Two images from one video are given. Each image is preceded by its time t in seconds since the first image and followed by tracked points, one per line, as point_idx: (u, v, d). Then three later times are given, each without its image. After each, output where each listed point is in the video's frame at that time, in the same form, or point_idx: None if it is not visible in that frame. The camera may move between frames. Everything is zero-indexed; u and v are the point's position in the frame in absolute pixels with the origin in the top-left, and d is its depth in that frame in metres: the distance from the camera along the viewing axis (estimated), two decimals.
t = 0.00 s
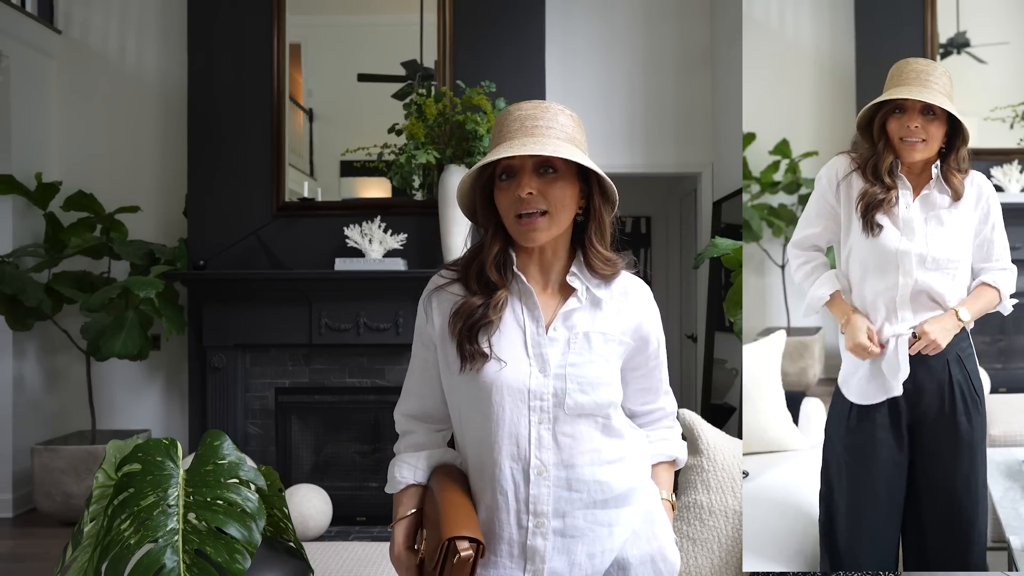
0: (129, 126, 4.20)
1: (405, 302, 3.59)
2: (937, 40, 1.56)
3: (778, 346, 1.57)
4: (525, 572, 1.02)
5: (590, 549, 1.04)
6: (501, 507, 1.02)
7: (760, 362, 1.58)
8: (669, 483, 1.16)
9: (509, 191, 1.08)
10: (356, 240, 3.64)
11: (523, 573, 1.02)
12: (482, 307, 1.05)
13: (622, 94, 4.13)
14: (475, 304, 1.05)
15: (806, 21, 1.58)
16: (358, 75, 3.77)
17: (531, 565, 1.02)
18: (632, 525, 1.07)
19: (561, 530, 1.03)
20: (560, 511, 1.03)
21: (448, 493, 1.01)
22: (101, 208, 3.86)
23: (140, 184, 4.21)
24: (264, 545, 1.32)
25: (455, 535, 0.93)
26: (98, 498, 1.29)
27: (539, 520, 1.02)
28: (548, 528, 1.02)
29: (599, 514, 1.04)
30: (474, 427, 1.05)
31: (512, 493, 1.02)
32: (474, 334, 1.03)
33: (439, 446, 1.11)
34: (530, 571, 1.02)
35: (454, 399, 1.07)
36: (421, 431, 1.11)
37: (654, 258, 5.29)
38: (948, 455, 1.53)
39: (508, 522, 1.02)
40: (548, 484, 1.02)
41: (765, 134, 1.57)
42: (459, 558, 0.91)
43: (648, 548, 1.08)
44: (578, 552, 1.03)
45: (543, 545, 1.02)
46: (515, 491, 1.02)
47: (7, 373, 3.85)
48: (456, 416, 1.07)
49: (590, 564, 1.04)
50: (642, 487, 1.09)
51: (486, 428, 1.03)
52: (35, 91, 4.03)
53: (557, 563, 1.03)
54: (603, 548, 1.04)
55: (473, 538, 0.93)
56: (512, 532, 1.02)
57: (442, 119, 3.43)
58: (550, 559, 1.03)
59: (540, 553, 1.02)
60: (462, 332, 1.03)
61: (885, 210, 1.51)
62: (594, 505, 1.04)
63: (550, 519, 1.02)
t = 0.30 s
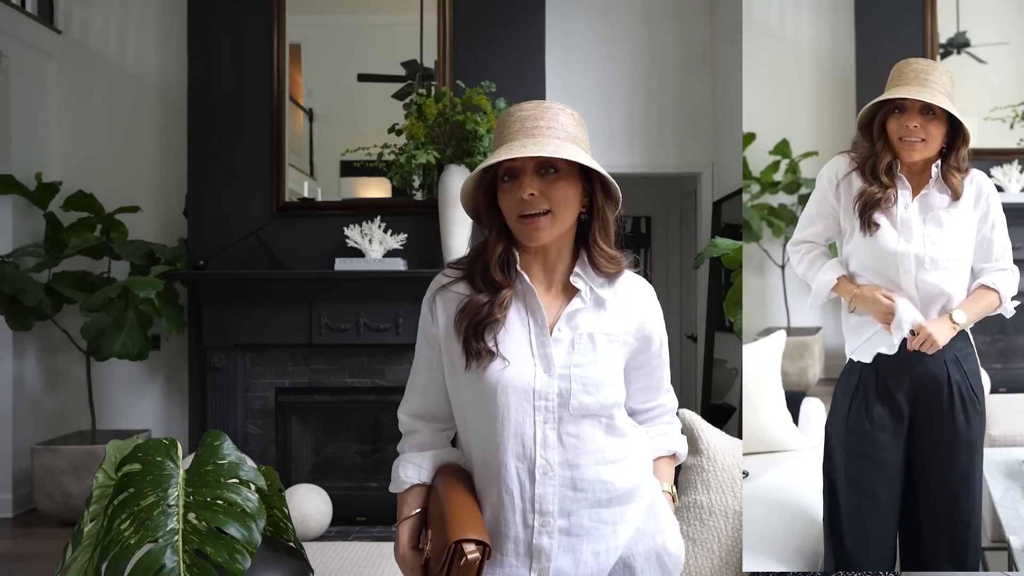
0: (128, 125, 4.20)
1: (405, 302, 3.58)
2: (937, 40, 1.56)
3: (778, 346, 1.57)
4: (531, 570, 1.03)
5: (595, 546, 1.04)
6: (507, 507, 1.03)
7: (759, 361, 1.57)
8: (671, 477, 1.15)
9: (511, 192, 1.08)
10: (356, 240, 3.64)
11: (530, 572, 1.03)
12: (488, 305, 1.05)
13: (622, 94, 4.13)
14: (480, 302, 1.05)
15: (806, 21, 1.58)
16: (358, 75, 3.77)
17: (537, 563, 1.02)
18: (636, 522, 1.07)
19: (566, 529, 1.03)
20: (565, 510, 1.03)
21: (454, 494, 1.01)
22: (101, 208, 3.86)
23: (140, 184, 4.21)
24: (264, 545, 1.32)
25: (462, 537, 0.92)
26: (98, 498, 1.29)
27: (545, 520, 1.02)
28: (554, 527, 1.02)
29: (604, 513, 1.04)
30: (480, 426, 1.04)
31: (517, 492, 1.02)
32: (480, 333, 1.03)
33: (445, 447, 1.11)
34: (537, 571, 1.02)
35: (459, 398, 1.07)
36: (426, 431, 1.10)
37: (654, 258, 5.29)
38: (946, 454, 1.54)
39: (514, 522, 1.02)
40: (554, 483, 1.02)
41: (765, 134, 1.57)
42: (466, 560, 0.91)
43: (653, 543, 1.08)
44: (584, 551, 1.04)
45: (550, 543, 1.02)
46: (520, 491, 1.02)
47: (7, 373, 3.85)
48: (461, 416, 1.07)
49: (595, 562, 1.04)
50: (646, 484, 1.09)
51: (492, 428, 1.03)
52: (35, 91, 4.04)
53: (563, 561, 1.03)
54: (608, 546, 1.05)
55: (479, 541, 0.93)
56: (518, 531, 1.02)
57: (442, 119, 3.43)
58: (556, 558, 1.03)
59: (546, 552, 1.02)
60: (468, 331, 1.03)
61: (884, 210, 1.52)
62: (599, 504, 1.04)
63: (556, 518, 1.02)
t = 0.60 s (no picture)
0: (129, 125, 4.20)
1: (405, 302, 3.58)
2: (937, 40, 1.56)
3: (778, 346, 1.57)
4: (534, 566, 1.02)
5: (598, 542, 1.04)
6: (511, 502, 1.02)
7: (760, 361, 1.57)
8: (672, 474, 1.15)
9: (513, 195, 1.08)
10: (356, 240, 3.64)
11: (533, 567, 1.02)
12: (497, 299, 1.04)
13: (622, 94, 4.13)
14: (490, 295, 1.05)
15: (807, 20, 1.58)
16: (358, 75, 3.77)
17: (540, 558, 1.02)
18: (638, 519, 1.07)
19: (570, 525, 1.03)
20: (568, 506, 1.03)
21: (459, 490, 1.01)
22: (101, 208, 3.86)
23: (140, 184, 4.21)
24: (264, 545, 1.32)
25: (465, 535, 0.92)
26: (98, 498, 1.29)
27: (549, 515, 1.02)
28: (557, 522, 1.02)
29: (607, 509, 1.04)
30: (485, 422, 1.04)
31: (521, 488, 1.02)
32: (485, 330, 1.02)
33: (451, 443, 1.11)
34: (539, 566, 1.02)
35: (465, 394, 1.07)
36: (433, 427, 1.10)
37: (654, 258, 5.29)
38: (945, 453, 1.54)
39: (518, 517, 1.02)
40: (558, 479, 1.02)
41: (765, 135, 1.57)
42: (469, 559, 0.91)
43: (655, 540, 1.08)
44: (587, 547, 1.04)
45: (553, 539, 1.02)
46: (524, 486, 1.02)
47: (7, 373, 3.85)
48: (466, 413, 1.07)
49: (598, 558, 1.04)
50: (649, 481, 1.09)
51: (497, 424, 1.03)
52: (36, 91, 4.04)
53: (566, 557, 1.03)
54: (611, 542, 1.05)
55: (483, 539, 0.93)
56: (522, 526, 1.02)
57: (442, 119, 3.43)
58: (559, 553, 1.03)
59: (549, 547, 1.02)
60: (477, 324, 1.03)
61: (889, 213, 1.52)
62: (602, 501, 1.04)
63: (559, 513, 1.02)
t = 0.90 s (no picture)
0: (129, 125, 4.20)
1: (405, 302, 3.58)
2: (937, 40, 1.56)
3: (778, 347, 1.57)
4: (536, 562, 1.02)
5: (598, 537, 1.04)
6: (512, 498, 1.02)
7: (760, 361, 1.58)
8: (673, 472, 1.15)
9: (514, 197, 1.08)
10: (356, 240, 3.64)
11: (534, 563, 1.02)
12: (500, 299, 1.04)
13: (622, 94, 4.13)
14: (492, 294, 1.05)
15: (807, 20, 1.57)
16: (358, 75, 3.77)
17: (541, 554, 1.02)
18: (638, 515, 1.07)
19: (570, 521, 1.03)
20: (569, 502, 1.03)
21: (462, 487, 1.01)
22: (101, 208, 3.86)
23: (140, 184, 4.21)
24: (264, 545, 1.32)
25: (466, 532, 0.92)
26: (98, 498, 1.29)
27: (549, 511, 1.02)
28: (558, 518, 1.02)
29: (607, 505, 1.04)
30: (486, 420, 1.04)
31: (522, 485, 1.02)
32: (487, 330, 1.02)
33: (455, 439, 1.11)
34: (540, 561, 1.02)
35: (467, 392, 1.07)
36: (436, 424, 1.11)
37: (655, 258, 5.29)
38: (946, 453, 1.54)
39: (520, 513, 1.02)
40: (557, 476, 1.02)
41: (766, 135, 1.57)
42: (470, 555, 0.91)
43: (656, 535, 1.07)
44: (587, 542, 1.04)
45: (554, 535, 1.02)
46: (525, 483, 1.02)
47: (7, 373, 3.85)
48: (469, 410, 1.07)
49: (598, 553, 1.04)
50: (649, 477, 1.09)
51: (498, 421, 1.03)
52: (36, 91, 4.04)
53: (566, 552, 1.03)
54: (611, 537, 1.05)
55: (484, 535, 0.93)
56: (523, 522, 1.02)
57: (442, 119, 3.43)
58: (559, 549, 1.03)
59: (549, 543, 1.02)
60: (480, 324, 1.03)
61: (893, 211, 1.51)
62: (603, 497, 1.04)
63: (559, 509, 1.02)
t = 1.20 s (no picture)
0: (129, 125, 4.20)
1: (405, 302, 3.59)
2: (937, 40, 1.56)
3: (778, 347, 1.57)
4: (528, 556, 1.03)
5: (591, 534, 1.03)
6: (507, 493, 1.03)
7: (760, 361, 1.58)
8: (672, 471, 1.14)
9: (515, 194, 1.08)
10: (356, 240, 3.64)
11: (526, 556, 1.03)
12: (494, 305, 1.05)
13: (622, 94, 4.13)
14: (486, 302, 1.05)
15: (807, 20, 1.58)
16: (358, 75, 3.77)
17: (533, 549, 1.02)
18: (631, 512, 1.06)
19: (563, 516, 1.03)
20: (562, 498, 1.03)
21: (457, 478, 1.02)
22: (101, 208, 3.86)
23: (140, 185, 4.21)
24: (264, 545, 1.33)
25: (452, 519, 0.94)
26: (98, 498, 1.29)
27: (542, 507, 1.02)
28: (550, 513, 1.02)
29: (601, 502, 1.04)
30: (484, 417, 1.05)
31: (516, 481, 1.03)
32: (485, 330, 1.03)
33: (457, 435, 1.11)
34: (532, 555, 1.02)
35: (465, 389, 1.07)
36: (438, 421, 1.12)
37: (654, 258, 5.29)
38: (951, 457, 1.54)
39: (514, 508, 1.03)
40: (550, 472, 1.02)
41: (766, 135, 1.57)
42: (455, 540, 0.92)
43: (649, 532, 1.06)
44: (579, 538, 1.03)
45: (546, 530, 1.02)
46: (518, 479, 1.02)
47: (7, 373, 3.85)
48: (468, 408, 1.08)
49: (590, 549, 1.03)
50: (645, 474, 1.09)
51: (495, 418, 1.03)
52: (36, 91, 4.04)
53: (558, 547, 1.03)
54: (605, 533, 1.04)
55: (469, 522, 0.94)
56: (517, 517, 1.03)
57: (442, 119, 3.43)
58: (551, 543, 1.03)
59: (541, 538, 1.02)
60: (474, 330, 1.04)
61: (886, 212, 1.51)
62: (597, 494, 1.04)
63: (552, 505, 1.03)
